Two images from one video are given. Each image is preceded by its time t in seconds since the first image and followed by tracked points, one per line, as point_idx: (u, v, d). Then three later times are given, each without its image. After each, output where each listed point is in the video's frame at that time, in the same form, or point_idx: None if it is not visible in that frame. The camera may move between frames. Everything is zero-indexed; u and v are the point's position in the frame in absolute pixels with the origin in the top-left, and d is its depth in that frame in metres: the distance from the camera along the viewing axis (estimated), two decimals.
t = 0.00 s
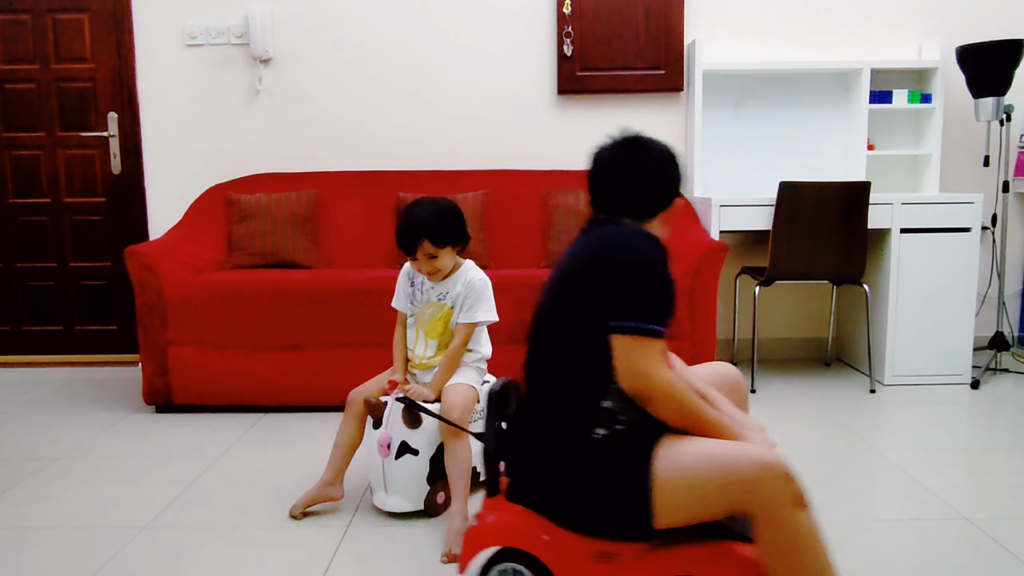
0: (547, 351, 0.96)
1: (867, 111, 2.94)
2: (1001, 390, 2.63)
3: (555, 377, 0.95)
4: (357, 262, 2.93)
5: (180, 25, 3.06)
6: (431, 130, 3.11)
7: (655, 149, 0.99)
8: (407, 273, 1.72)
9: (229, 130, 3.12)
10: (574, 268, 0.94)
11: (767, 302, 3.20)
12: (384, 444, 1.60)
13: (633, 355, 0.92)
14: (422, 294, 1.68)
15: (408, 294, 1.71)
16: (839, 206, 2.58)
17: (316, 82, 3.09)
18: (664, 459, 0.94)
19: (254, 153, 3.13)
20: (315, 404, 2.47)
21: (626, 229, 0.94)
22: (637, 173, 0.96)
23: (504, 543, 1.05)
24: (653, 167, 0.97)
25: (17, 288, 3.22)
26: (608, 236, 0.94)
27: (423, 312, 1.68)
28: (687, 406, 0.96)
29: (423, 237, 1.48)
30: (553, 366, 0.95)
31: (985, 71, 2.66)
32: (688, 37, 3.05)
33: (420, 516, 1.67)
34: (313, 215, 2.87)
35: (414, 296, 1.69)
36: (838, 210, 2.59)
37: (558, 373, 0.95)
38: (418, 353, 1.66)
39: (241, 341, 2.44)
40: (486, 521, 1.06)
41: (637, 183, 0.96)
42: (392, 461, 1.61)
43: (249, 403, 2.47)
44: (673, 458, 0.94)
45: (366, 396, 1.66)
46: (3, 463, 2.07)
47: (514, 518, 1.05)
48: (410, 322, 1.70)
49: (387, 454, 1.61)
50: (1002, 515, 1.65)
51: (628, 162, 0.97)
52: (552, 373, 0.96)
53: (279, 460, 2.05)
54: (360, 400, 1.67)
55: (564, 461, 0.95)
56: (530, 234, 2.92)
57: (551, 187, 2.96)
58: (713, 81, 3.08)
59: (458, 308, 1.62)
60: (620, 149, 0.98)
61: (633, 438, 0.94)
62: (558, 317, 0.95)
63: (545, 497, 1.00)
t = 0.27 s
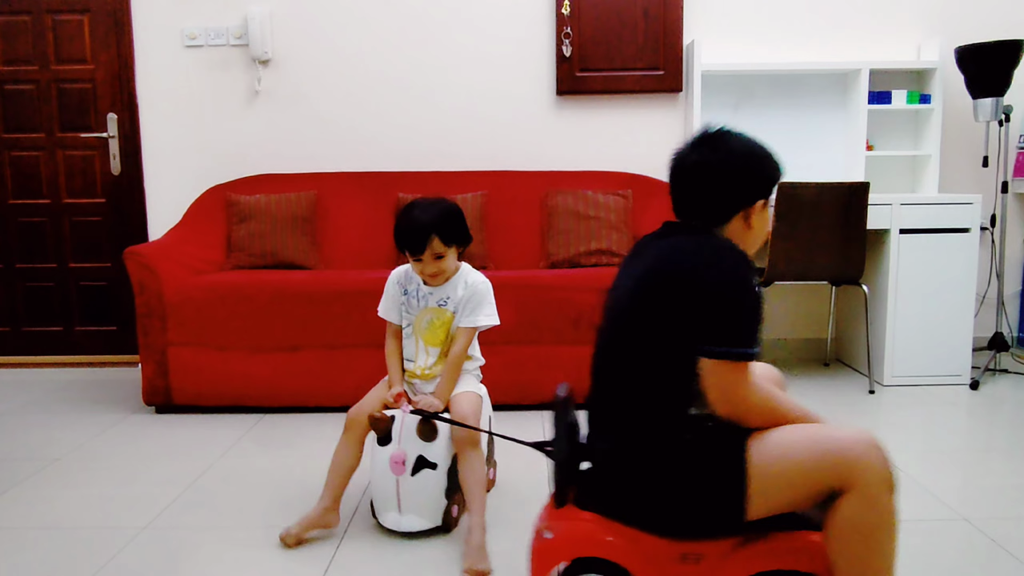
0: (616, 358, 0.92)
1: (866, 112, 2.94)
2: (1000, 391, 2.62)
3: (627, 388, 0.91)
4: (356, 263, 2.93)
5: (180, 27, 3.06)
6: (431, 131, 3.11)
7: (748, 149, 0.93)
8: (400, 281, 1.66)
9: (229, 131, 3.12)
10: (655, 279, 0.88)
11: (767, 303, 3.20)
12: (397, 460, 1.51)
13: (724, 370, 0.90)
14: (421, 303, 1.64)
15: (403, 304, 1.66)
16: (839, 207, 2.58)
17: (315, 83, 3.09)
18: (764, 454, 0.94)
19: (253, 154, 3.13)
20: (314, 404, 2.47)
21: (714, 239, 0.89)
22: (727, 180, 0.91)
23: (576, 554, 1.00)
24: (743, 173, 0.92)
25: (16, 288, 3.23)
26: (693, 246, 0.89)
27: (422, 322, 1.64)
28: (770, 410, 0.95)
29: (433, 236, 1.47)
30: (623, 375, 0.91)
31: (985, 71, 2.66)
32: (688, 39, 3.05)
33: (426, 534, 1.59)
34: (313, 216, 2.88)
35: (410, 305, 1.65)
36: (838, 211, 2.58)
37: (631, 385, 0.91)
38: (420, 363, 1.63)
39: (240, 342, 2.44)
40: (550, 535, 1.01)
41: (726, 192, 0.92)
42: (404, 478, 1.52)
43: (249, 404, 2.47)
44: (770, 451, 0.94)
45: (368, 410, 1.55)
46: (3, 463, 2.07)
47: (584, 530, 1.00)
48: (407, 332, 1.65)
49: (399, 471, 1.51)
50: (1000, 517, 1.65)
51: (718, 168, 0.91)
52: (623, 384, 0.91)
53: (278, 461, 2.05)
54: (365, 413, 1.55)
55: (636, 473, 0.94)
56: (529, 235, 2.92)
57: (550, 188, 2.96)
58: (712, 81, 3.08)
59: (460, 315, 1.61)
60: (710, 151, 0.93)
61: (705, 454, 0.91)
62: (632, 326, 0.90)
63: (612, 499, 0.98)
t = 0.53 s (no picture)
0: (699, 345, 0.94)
1: (867, 111, 2.94)
2: (1001, 390, 2.62)
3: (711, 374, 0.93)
4: (357, 262, 2.93)
5: (180, 27, 3.06)
6: (432, 131, 3.11)
7: (791, 129, 0.95)
8: (402, 287, 1.52)
9: (230, 130, 3.12)
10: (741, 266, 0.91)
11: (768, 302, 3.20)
12: (439, 480, 1.38)
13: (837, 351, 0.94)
14: (430, 311, 1.51)
15: (406, 313, 1.52)
16: (840, 207, 2.58)
17: (317, 82, 3.09)
18: (871, 448, 0.95)
19: (254, 154, 3.14)
20: (315, 404, 2.48)
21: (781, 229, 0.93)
22: (774, 164, 0.94)
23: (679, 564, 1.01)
24: (790, 155, 0.93)
25: (17, 288, 3.23)
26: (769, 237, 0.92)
27: (430, 329, 1.51)
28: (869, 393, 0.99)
29: (466, 232, 1.39)
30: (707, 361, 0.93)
31: (986, 71, 2.66)
32: (688, 38, 3.05)
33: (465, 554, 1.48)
34: (314, 216, 2.88)
35: (415, 313, 1.51)
36: (838, 211, 2.58)
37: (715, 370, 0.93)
38: (433, 374, 1.50)
39: (241, 341, 2.44)
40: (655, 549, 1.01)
41: (776, 176, 0.94)
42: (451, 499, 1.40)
43: (249, 403, 2.47)
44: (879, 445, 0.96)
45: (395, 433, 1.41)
46: (6, 463, 2.08)
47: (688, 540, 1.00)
48: (413, 343, 1.52)
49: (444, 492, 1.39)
50: (1002, 517, 1.64)
51: (761, 153, 0.94)
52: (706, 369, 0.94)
53: (279, 461, 2.05)
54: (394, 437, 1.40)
55: (716, 463, 0.94)
56: (530, 234, 2.93)
57: (551, 187, 2.96)
58: (713, 81, 3.08)
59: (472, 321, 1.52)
60: (752, 136, 0.95)
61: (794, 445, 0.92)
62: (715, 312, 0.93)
63: (696, 496, 0.97)
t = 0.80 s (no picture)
0: (764, 348, 0.96)
1: (869, 112, 2.94)
2: (1004, 392, 2.62)
3: (780, 378, 0.95)
4: (359, 263, 2.93)
5: (182, 28, 3.07)
6: (434, 132, 3.11)
7: (865, 130, 0.93)
8: (424, 293, 1.43)
9: (231, 131, 3.12)
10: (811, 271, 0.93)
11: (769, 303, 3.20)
12: (473, 498, 1.32)
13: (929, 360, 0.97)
14: (452, 320, 1.44)
15: (427, 322, 1.44)
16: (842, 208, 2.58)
17: (318, 83, 3.09)
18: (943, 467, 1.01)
19: (256, 155, 3.14)
20: (317, 406, 2.47)
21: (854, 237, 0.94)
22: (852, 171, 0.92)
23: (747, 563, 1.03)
24: (872, 159, 0.92)
25: (19, 289, 3.23)
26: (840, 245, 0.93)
27: (451, 339, 1.45)
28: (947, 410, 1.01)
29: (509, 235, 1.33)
30: (774, 365, 0.95)
31: (988, 72, 2.66)
32: (690, 39, 3.05)
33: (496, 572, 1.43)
34: (315, 217, 2.87)
35: (437, 322, 1.45)
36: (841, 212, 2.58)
37: (784, 375, 0.95)
38: (453, 387, 1.45)
39: (243, 343, 2.44)
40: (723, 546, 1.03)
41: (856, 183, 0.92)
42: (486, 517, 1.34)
43: (251, 405, 2.47)
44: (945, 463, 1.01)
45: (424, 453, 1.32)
46: (8, 464, 2.08)
47: (758, 538, 1.02)
48: (433, 354, 1.45)
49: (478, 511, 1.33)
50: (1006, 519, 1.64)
51: (837, 162, 0.92)
52: (774, 373, 0.95)
53: (281, 462, 2.05)
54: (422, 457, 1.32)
55: (783, 463, 0.97)
56: (532, 235, 2.92)
57: (553, 188, 2.96)
58: (714, 81, 3.08)
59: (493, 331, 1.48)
60: (826, 143, 0.93)
61: (856, 442, 0.96)
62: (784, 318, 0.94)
63: (775, 494, 0.99)
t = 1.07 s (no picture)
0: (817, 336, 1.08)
1: (870, 113, 2.94)
2: (1006, 392, 2.62)
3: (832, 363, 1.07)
4: (360, 264, 2.93)
5: (183, 29, 3.07)
6: (435, 133, 3.11)
7: (904, 137, 1.06)
8: (451, 302, 1.33)
9: (232, 132, 3.13)
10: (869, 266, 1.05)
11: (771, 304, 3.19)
12: (527, 510, 1.22)
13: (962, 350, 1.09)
14: (479, 327, 1.35)
15: (455, 331, 1.34)
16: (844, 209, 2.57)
17: (319, 84, 3.09)
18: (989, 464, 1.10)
19: (257, 156, 3.14)
20: (318, 406, 2.47)
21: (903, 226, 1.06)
22: (892, 168, 1.05)
23: (816, 557, 1.12)
24: (909, 161, 1.05)
25: (20, 290, 3.23)
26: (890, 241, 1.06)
27: (479, 349, 1.36)
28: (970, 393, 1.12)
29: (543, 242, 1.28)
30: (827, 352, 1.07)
31: (990, 73, 2.66)
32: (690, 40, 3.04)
33: None
34: (316, 218, 2.88)
35: (464, 330, 1.35)
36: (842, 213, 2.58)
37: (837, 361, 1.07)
38: (485, 398, 1.36)
39: (244, 343, 2.45)
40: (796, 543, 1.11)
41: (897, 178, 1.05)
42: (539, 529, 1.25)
43: (252, 405, 2.48)
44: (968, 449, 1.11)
45: (470, 465, 1.21)
46: (11, 464, 2.08)
47: (823, 531, 1.12)
48: (462, 364, 1.35)
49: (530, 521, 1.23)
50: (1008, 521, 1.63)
51: (878, 160, 1.06)
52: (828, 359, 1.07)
53: (282, 463, 2.06)
54: (468, 469, 1.20)
55: (835, 447, 1.08)
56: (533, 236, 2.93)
57: (554, 189, 2.96)
58: (715, 82, 3.08)
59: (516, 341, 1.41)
60: (866, 147, 1.07)
61: (903, 428, 1.08)
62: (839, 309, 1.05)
63: (833, 481, 1.10)
